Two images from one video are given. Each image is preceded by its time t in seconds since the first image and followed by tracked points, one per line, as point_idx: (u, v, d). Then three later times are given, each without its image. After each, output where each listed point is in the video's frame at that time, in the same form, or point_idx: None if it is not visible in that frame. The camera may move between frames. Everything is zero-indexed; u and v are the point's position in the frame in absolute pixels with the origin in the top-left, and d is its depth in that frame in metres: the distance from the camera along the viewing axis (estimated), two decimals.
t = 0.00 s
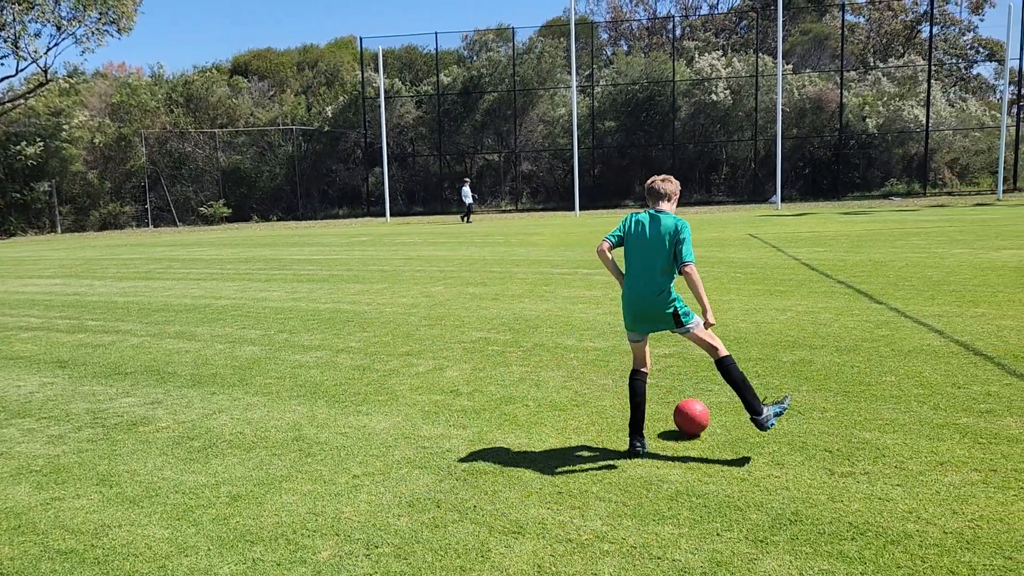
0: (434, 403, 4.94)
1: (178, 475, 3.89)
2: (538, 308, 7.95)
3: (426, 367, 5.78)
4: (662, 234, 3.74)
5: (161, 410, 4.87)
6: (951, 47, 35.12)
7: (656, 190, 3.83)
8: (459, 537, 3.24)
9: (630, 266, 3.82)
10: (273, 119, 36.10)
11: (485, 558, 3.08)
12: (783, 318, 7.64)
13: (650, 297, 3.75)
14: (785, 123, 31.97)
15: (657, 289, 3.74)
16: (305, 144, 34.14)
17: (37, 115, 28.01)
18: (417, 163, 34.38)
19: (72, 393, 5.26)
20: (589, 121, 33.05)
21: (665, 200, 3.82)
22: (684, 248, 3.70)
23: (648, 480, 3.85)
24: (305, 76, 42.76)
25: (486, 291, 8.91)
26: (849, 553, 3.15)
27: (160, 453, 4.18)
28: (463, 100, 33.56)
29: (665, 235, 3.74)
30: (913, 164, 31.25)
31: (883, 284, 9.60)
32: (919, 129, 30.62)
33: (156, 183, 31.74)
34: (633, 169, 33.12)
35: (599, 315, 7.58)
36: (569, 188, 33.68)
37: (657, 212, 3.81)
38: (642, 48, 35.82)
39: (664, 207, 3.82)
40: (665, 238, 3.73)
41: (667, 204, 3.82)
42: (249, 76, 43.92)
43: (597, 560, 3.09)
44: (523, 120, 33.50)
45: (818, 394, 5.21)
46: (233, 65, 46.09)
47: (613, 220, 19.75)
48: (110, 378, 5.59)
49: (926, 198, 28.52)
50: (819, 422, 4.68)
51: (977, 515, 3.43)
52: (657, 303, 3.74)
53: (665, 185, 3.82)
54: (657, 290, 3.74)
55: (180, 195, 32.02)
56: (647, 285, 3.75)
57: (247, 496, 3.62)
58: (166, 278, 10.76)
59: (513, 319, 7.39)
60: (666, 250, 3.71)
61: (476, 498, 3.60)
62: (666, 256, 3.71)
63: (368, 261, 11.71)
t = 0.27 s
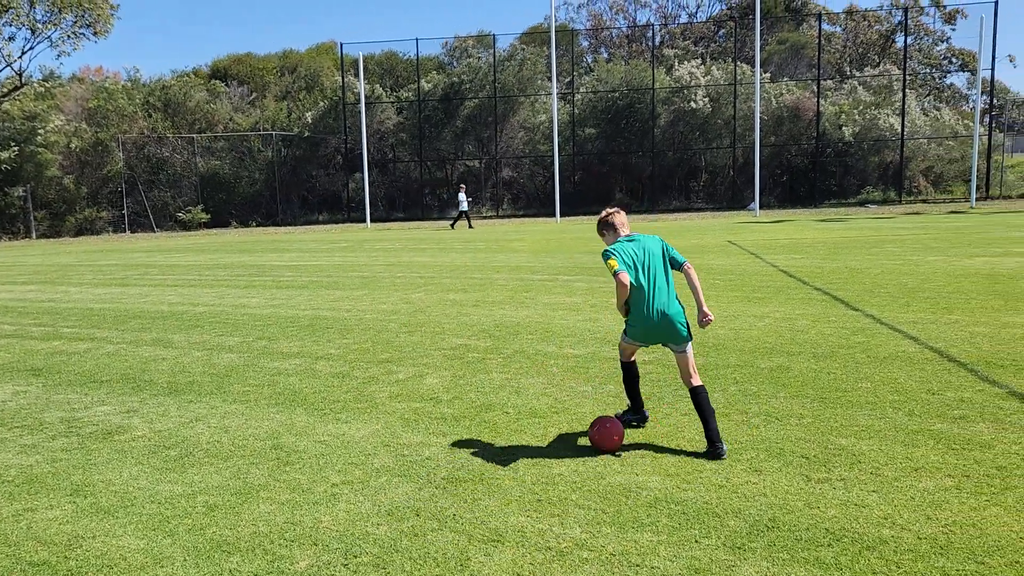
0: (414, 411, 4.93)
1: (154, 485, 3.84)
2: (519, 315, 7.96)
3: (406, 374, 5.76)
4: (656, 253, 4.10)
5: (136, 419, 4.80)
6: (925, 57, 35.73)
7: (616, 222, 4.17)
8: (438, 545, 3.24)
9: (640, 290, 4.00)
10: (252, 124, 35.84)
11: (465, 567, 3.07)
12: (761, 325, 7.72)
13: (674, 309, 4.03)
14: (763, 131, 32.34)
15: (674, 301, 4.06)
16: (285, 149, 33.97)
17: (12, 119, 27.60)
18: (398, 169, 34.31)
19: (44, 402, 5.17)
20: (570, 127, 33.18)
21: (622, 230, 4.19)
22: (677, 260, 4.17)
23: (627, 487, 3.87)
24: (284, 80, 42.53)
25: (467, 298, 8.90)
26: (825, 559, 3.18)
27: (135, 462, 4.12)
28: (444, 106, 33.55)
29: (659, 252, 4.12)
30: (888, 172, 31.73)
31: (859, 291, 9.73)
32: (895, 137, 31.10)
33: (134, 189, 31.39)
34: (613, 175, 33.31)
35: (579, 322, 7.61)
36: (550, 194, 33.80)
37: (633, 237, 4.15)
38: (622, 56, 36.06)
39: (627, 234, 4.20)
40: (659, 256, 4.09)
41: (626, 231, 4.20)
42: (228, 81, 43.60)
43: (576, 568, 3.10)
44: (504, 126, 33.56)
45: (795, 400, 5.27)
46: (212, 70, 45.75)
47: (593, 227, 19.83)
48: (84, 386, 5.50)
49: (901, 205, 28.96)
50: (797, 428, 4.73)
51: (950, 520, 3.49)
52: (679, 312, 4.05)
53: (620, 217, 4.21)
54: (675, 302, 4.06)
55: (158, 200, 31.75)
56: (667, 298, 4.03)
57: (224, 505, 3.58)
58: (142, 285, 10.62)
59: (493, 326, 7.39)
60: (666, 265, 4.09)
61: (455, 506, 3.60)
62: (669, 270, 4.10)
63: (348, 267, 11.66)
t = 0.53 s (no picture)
0: (396, 417, 4.92)
1: (131, 492, 3.79)
2: (502, 319, 7.96)
3: (388, 379, 5.74)
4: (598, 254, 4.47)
5: (115, 425, 4.74)
6: (905, 64, 36.22)
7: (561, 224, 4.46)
8: (419, 551, 3.23)
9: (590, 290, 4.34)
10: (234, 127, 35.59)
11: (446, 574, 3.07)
12: (743, 330, 7.77)
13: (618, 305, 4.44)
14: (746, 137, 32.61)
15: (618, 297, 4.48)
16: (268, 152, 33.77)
17: None
18: (382, 172, 34.20)
19: (21, 408, 5.08)
20: (554, 132, 33.26)
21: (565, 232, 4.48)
22: (615, 258, 4.59)
23: (609, 492, 3.88)
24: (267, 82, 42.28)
25: (450, 302, 8.89)
26: (804, 563, 3.21)
27: (113, 469, 4.07)
28: (428, 110, 33.50)
29: (600, 252, 4.51)
30: (868, 178, 32.10)
31: (839, 295, 9.84)
32: (874, 144, 31.47)
33: (113, 191, 31.03)
34: (596, 180, 33.45)
35: (562, 327, 7.62)
36: (534, 198, 33.85)
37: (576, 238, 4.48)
38: (606, 61, 36.21)
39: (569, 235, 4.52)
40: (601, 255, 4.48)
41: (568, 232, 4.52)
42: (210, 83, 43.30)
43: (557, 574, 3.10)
44: (488, 130, 33.57)
45: (775, 405, 5.32)
46: (194, 72, 45.40)
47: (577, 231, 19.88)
48: (61, 392, 5.42)
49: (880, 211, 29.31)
50: (777, 433, 4.76)
51: (926, 523, 3.53)
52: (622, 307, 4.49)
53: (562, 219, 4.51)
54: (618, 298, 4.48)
55: (138, 203, 31.43)
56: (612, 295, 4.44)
57: (203, 512, 3.55)
58: (122, 289, 10.50)
59: (476, 331, 7.38)
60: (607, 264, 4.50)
61: (436, 512, 3.59)
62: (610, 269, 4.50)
63: (331, 271, 11.60)
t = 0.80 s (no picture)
0: (389, 418, 4.91)
1: (122, 493, 3.78)
2: (495, 320, 7.96)
3: (381, 380, 5.74)
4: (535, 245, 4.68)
5: (106, 426, 4.71)
6: (897, 66, 36.40)
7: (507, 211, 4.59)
8: (412, 552, 3.23)
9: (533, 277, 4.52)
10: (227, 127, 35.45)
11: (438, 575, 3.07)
12: (735, 331, 7.80)
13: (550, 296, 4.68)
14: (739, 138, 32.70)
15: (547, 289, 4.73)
16: (261, 152, 33.71)
17: None
18: (375, 172, 34.15)
19: (12, 408, 5.05)
20: (548, 132, 33.29)
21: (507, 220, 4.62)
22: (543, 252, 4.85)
23: (601, 494, 3.89)
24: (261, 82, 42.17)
25: (444, 303, 8.89)
26: (795, 564, 3.22)
27: (104, 469, 4.05)
28: (422, 111, 33.49)
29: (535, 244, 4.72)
30: (861, 180, 32.23)
31: (831, 297, 9.88)
32: (867, 146, 31.60)
33: (106, 191, 30.89)
34: (590, 181, 33.51)
35: (556, 328, 7.63)
36: (528, 199, 33.88)
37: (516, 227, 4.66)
38: (601, 62, 36.28)
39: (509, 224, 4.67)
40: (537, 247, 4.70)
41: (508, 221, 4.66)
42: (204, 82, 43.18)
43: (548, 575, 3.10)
44: (482, 131, 33.58)
45: (767, 406, 5.34)
46: (187, 71, 45.27)
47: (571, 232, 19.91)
48: (53, 392, 5.39)
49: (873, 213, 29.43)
50: (769, 434, 4.78)
51: (917, 525, 3.55)
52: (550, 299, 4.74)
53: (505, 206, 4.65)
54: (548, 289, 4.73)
55: (131, 203, 31.32)
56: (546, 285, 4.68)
57: (195, 513, 3.54)
58: (114, 289, 10.45)
59: (469, 332, 7.38)
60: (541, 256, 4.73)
61: (429, 513, 3.59)
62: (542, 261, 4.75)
63: (324, 272, 11.58)
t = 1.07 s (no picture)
0: (394, 413, 4.92)
1: (129, 487, 3.80)
2: (499, 315, 7.96)
3: (386, 374, 5.75)
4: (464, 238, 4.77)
5: (113, 420, 4.73)
6: (903, 60, 36.23)
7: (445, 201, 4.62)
8: (417, 547, 3.24)
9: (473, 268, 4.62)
10: (232, 122, 35.38)
11: (443, 569, 3.08)
12: (740, 326, 7.79)
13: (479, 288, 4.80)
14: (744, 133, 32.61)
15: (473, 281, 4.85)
16: (266, 148, 33.68)
17: None
18: (380, 168, 34.12)
19: (20, 402, 5.07)
20: (553, 127, 33.22)
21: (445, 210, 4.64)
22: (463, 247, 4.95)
23: (606, 489, 3.89)
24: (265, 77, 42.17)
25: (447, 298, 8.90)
26: (800, 560, 3.22)
27: (111, 463, 4.07)
28: (427, 106, 33.45)
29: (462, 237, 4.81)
30: (867, 174, 32.10)
31: (837, 292, 9.85)
32: (873, 140, 31.47)
33: (111, 186, 30.93)
34: (594, 176, 33.44)
35: (560, 322, 7.62)
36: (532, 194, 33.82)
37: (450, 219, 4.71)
38: (605, 57, 36.19)
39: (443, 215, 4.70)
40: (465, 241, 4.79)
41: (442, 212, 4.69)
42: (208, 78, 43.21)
43: (553, 568, 3.11)
44: (486, 126, 33.52)
45: (773, 401, 5.33)
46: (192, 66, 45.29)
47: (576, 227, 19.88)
48: (60, 387, 5.41)
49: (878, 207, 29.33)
50: (773, 429, 4.78)
51: (923, 520, 3.55)
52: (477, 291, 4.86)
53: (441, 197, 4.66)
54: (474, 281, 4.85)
55: (136, 199, 31.39)
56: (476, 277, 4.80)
57: (201, 507, 3.55)
58: (119, 284, 10.48)
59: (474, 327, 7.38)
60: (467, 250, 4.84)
61: (434, 508, 3.60)
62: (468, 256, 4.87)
63: (328, 267, 11.60)
